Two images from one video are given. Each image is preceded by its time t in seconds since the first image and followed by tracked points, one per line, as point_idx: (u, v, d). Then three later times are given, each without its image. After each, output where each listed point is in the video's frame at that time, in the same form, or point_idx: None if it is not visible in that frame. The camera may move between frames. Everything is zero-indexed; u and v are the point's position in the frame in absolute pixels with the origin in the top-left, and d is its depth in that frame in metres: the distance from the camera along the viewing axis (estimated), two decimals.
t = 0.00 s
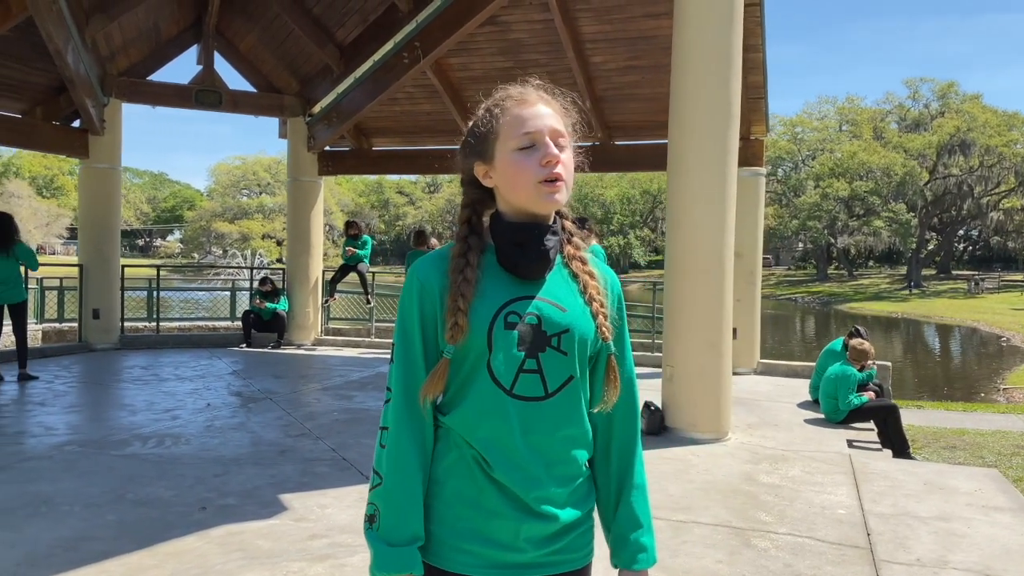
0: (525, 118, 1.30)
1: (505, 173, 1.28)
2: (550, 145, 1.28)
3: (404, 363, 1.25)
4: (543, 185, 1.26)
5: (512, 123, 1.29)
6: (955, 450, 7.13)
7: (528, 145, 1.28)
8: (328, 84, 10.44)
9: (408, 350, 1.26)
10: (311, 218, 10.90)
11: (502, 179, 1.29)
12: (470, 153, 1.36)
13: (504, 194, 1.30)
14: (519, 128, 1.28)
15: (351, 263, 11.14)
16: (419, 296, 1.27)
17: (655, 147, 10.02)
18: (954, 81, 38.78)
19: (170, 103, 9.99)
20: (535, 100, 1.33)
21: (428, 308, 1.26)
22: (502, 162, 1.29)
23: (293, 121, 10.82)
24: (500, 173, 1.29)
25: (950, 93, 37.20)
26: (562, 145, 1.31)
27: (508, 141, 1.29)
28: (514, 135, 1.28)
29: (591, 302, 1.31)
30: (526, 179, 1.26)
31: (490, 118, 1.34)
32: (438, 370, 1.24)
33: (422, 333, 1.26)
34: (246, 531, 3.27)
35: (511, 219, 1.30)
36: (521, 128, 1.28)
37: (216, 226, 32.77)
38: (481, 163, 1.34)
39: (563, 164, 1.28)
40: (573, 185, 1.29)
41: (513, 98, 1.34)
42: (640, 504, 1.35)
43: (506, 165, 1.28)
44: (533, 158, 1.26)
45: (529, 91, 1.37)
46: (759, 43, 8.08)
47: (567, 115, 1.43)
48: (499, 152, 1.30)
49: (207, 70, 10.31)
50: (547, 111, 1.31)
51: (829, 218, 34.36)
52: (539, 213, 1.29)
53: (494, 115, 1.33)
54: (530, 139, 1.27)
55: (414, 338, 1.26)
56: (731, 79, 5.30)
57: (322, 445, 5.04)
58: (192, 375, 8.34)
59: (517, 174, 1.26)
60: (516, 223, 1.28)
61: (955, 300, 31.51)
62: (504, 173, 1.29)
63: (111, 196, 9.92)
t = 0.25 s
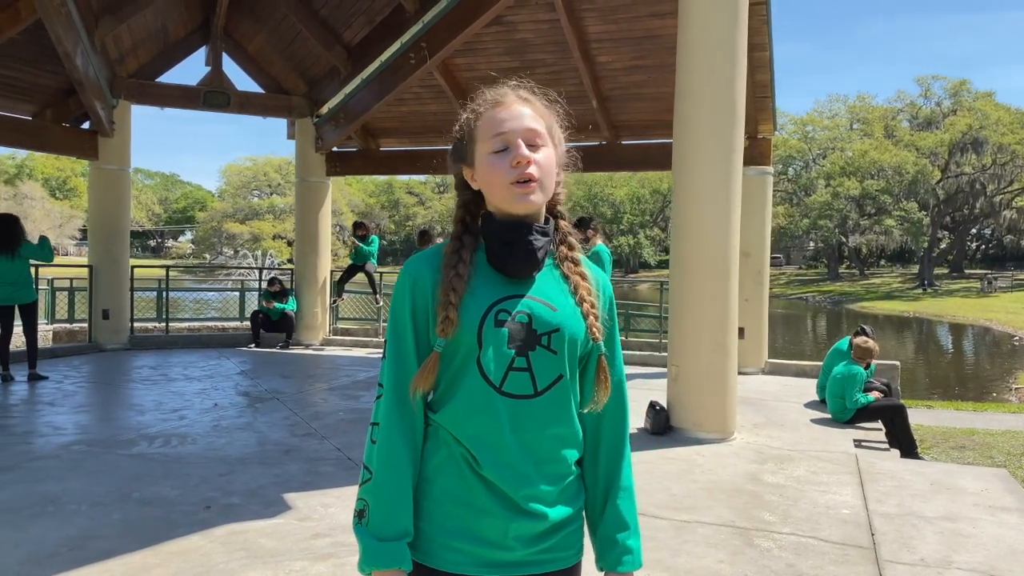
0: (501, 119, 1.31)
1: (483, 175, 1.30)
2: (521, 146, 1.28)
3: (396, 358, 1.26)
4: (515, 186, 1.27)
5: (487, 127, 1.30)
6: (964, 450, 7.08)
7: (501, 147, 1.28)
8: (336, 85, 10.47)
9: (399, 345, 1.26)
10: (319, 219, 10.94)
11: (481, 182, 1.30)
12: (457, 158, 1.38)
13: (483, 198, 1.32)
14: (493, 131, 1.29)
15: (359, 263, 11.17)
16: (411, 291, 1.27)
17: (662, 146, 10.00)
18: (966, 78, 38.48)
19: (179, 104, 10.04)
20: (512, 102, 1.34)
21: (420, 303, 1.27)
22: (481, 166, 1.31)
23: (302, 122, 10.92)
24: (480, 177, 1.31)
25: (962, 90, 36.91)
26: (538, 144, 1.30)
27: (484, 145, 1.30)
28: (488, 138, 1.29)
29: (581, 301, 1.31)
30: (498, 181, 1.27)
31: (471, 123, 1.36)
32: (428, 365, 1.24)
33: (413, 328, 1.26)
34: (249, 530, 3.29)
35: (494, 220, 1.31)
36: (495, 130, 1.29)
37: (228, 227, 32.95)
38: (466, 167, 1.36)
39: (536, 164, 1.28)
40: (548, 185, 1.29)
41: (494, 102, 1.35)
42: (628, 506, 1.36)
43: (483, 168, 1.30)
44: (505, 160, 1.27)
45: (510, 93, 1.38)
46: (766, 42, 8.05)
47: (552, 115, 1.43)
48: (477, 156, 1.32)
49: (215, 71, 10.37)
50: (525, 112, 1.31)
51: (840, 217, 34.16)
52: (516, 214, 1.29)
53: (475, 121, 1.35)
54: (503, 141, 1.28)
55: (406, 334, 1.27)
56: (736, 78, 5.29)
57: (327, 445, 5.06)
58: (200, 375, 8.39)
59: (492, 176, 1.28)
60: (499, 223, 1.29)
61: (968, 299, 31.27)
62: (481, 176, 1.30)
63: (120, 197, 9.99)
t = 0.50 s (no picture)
0: (501, 116, 1.31)
1: (482, 171, 1.29)
2: (523, 142, 1.29)
3: (385, 357, 1.27)
4: (518, 182, 1.28)
5: (487, 123, 1.30)
6: (972, 449, 7.04)
7: (502, 143, 1.29)
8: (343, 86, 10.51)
9: (388, 345, 1.27)
10: (327, 219, 10.99)
11: (479, 179, 1.30)
12: (448, 154, 1.38)
13: (480, 194, 1.31)
14: (493, 127, 1.29)
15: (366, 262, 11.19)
16: (399, 292, 1.28)
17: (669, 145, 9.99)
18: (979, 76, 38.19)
19: (187, 105, 10.10)
20: (509, 100, 1.35)
21: (408, 303, 1.28)
22: (479, 162, 1.30)
23: (309, 123, 10.98)
24: (477, 173, 1.31)
25: (975, 88, 36.64)
26: (536, 142, 1.32)
27: (482, 140, 1.30)
28: (488, 134, 1.29)
29: (569, 297, 1.32)
30: (501, 177, 1.27)
31: (466, 119, 1.35)
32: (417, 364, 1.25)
33: (401, 327, 1.28)
34: (252, 529, 3.31)
35: (489, 218, 1.31)
36: (495, 126, 1.29)
37: (239, 228, 33.11)
38: (459, 163, 1.35)
39: (537, 162, 1.30)
40: (547, 183, 1.31)
41: (489, 99, 1.35)
42: (620, 502, 1.37)
43: (482, 164, 1.29)
44: (508, 156, 1.28)
45: (504, 91, 1.39)
46: (773, 40, 8.03)
47: (543, 113, 1.45)
48: (474, 152, 1.31)
49: (223, 73, 10.43)
50: (523, 110, 1.32)
51: (851, 216, 33.96)
52: (514, 211, 1.30)
53: (471, 116, 1.35)
54: (504, 137, 1.28)
55: (395, 334, 1.28)
56: (740, 77, 5.28)
57: (333, 444, 5.09)
58: (208, 375, 8.44)
59: (494, 172, 1.28)
60: (497, 220, 1.29)
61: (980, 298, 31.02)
62: (479, 172, 1.30)
63: (130, 198, 10.06)
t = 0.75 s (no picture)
0: (503, 112, 1.32)
1: (485, 166, 1.30)
2: (528, 140, 1.30)
3: (376, 356, 1.28)
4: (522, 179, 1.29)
5: (490, 118, 1.30)
6: (981, 448, 7.00)
7: (507, 139, 1.29)
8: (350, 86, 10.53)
9: (378, 344, 1.29)
10: (335, 218, 11.04)
11: (481, 174, 1.30)
12: (445, 146, 1.37)
13: (481, 189, 1.32)
14: (496, 122, 1.30)
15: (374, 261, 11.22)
16: (390, 290, 1.30)
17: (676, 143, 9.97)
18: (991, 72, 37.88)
19: (196, 106, 10.16)
20: (510, 96, 1.35)
21: (398, 302, 1.29)
22: (481, 156, 1.30)
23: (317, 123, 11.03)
24: (478, 168, 1.31)
25: (987, 84, 36.36)
26: (538, 140, 1.33)
27: (485, 135, 1.30)
28: (491, 129, 1.30)
29: (558, 293, 1.33)
30: (507, 174, 1.28)
31: (466, 112, 1.35)
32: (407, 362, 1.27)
33: (390, 326, 1.29)
34: (257, 526, 3.34)
35: (487, 214, 1.32)
36: (499, 122, 1.30)
37: (250, 228, 33.27)
38: (456, 155, 1.35)
39: (540, 159, 1.31)
40: (549, 180, 1.33)
41: (490, 94, 1.36)
42: (614, 496, 1.37)
43: (484, 159, 1.30)
44: (514, 152, 1.29)
45: (504, 87, 1.39)
46: (779, 38, 8.00)
47: (537, 110, 1.46)
48: (476, 146, 1.31)
49: (231, 73, 10.48)
50: (524, 107, 1.33)
51: (862, 213, 33.77)
52: (515, 207, 1.31)
53: (472, 108, 1.34)
54: (509, 133, 1.29)
55: (385, 332, 1.29)
56: (745, 73, 5.27)
57: (338, 442, 5.12)
58: (217, 374, 8.50)
59: (498, 167, 1.28)
60: (496, 217, 1.30)
61: (993, 296, 30.77)
62: (481, 167, 1.30)
63: (139, 199, 10.13)
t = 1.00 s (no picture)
0: (490, 112, 1.32)
1: (468, 166, 1.31)
2: (511, 141, 1.31)
3: (368, 352, 1.29)
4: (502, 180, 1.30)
5: (475, 119, 1.32)
6: (990, 447, 6.96)
7: (489, 140, 1.30)
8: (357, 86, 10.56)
9: (370, 339, 1.30)
10: (342, 218, 11.07)
11: (465, 173, 1.32)
12: (436, 146, 1.39)
13: (467, 188, 1.33)
14: (481, 123, 1.31)
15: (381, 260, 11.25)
16: (381, 287, 1.31)
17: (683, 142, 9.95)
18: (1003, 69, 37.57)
19: (203, 107, 10.21)
20: (498, 96, 1.36)
21: (390, 298, 1.30)
22: (466, 156, 1.32)
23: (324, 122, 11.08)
24: (463, 167, 1.32)
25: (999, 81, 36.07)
26: (524, 141, 1.34)
27: (469, 136, 1.32)
28: (476, 130, 1.31)
29: (550, 292, 1.34)
30: (486, 174, 1.29)
31: (454, 113, 1.36)
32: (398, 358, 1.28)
33: (382, 321, 1.30)
34: (261, 524, 3.36)
35: (474, 213, 1.33)
36: (483, 124, 1.31)
37: (260, 228, 33.40)
38: (445, 156, 1.37)
39: (523, 160, 1.32)
40: (533, 181, 1.33)
41: (479, 94, 1.37)
42: (604, 495, 1.38)
43: (466, 160, 1.32)
44: (494, 152, 1.29)
45: (495, 87, 1.40)
46: (786, 35, 7.97)
47: (530, 110, 1.46)
48: (461, 147, 1.33)
49: (238, 74, 10.53)
50: (511, 107, 1.34)
51: (873, 211, 33.57)
52: (502, 207, 1.32)
53: (460, 109, 1.36)
54: (492, 134, 1.30)
55: (377, 329, 1.30)
56: (751, 70, 5.25)
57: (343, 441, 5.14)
58: (225, 373, 8.54)
59: (479, 167, 1.29)
60: (480, 216, 1.32)
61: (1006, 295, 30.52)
62: (467, 167, 1.31)
63: (147, 199, 10.19)
